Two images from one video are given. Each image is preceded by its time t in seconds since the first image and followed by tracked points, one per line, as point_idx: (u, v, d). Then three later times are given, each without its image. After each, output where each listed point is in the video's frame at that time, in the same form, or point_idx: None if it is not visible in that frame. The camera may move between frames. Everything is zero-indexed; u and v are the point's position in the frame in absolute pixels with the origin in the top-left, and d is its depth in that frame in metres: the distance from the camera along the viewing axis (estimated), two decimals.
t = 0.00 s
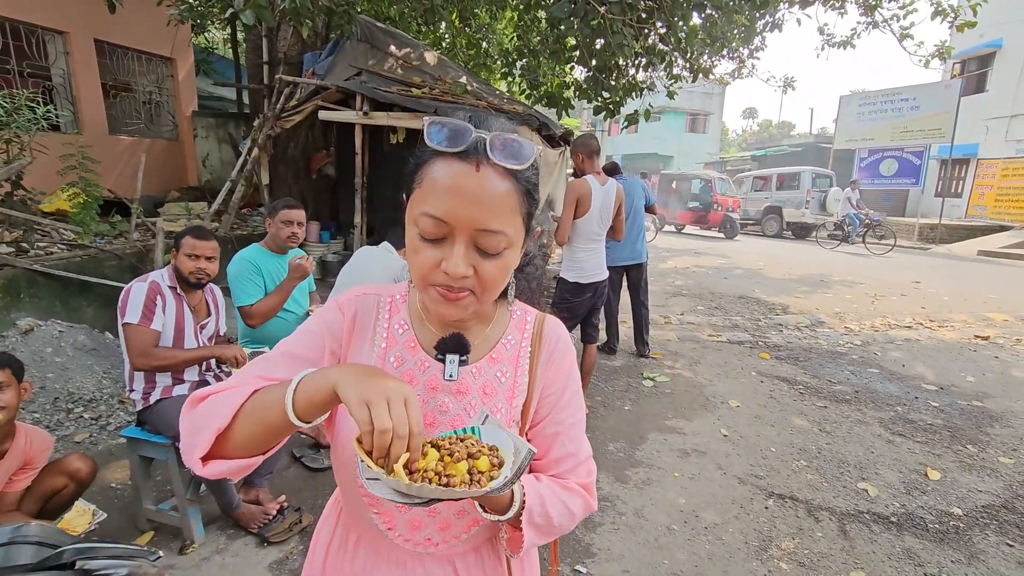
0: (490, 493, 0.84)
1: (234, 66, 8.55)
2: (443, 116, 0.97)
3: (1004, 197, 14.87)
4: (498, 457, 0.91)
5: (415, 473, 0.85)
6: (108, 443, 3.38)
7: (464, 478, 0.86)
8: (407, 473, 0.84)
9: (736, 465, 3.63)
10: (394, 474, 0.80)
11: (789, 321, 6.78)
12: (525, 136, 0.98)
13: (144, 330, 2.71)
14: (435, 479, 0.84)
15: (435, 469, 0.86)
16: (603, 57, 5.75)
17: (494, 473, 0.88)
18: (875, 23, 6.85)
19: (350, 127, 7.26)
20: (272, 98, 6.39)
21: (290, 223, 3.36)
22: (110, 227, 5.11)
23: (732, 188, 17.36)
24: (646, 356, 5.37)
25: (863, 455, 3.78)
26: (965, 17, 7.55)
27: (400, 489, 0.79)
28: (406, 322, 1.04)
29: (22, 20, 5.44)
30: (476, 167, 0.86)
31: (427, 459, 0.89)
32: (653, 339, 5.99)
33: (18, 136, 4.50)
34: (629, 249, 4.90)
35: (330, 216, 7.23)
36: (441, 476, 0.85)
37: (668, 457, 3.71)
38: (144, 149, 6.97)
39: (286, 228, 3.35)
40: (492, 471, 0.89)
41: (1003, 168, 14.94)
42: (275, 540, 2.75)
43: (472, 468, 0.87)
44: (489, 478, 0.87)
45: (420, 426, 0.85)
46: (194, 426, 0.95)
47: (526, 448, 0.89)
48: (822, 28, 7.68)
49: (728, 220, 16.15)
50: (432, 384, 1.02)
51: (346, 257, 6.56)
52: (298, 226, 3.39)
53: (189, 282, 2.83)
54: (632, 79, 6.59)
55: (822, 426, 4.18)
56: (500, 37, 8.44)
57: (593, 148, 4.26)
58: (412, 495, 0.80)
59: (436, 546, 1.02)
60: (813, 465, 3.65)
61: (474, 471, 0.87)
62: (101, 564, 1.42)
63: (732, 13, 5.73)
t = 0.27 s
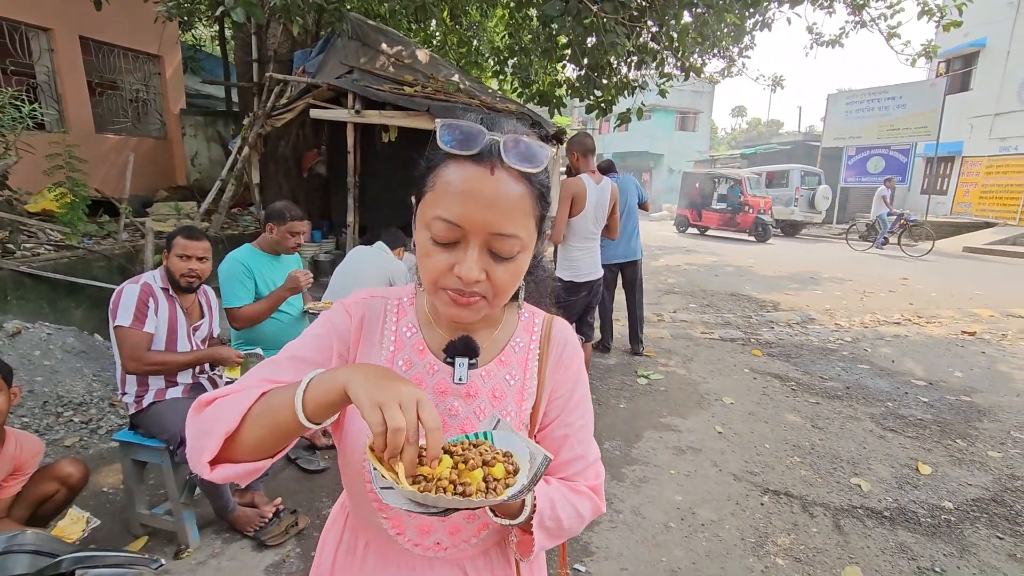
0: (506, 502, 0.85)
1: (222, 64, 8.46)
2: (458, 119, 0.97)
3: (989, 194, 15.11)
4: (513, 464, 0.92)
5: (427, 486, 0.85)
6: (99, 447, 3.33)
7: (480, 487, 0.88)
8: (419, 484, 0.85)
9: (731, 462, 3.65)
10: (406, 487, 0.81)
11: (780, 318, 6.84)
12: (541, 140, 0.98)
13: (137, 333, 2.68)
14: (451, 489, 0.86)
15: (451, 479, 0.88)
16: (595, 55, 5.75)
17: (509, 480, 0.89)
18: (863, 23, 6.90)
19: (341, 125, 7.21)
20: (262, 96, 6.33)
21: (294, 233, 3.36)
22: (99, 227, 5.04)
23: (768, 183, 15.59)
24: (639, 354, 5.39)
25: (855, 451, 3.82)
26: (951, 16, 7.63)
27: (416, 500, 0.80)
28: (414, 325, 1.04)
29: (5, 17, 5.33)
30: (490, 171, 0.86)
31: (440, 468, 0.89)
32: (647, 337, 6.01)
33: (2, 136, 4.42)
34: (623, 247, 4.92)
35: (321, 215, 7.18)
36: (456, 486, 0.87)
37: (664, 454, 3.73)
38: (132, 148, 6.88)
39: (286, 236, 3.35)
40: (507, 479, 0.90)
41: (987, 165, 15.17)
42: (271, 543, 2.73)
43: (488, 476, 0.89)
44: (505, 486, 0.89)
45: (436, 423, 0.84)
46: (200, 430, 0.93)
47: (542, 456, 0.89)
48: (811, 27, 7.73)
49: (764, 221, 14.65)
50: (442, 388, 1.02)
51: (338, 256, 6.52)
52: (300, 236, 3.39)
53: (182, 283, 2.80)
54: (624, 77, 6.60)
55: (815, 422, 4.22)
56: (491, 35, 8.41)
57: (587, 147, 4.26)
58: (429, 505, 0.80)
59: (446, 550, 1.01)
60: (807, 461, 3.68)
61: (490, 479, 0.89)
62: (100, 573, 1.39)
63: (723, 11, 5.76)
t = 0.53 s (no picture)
0: (527, 511, 0.87)
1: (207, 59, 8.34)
2: (471, 116, 0.97)
3: (970, 190, 15.38)
4: (532, 469, 0.93)
5: (449, 487, 0.86)
6: (87, 448, 3.28)
7: (502, 493, 0.89)
8: (442, 484, 0.85)
9: (723, 456, 3.69)
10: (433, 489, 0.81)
11: (769, 313, 6.91)
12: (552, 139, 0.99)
13: (126, 332, 2.63)
14: (473, 492, 0.87)
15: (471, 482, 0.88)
16: (585, 51, 5.75)
17: (530, 487, 0.90)
18: (849, 20, 6.96)
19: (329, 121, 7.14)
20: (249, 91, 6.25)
21: (287, 232, 3.33)
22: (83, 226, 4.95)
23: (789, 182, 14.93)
24: (631, 349, 5.42)
25: (844, 444, 3.88)
26: (934, 14, 7.73)
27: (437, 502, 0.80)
28: (421, 324, 1.04)
29: None
30: (505, 169, 0.87)
31: (458, 470, 0.90)
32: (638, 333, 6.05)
33: None
34: (615, 243, 4.95)
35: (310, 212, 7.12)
36: (481, 490, 0.88)
37: (657, 449, 3.75)
38: (115, 144, 6.76)
39: (279, 237, 3.32)
40: (527, 483, 0.91)
41: (968, 162, 15.43)
42: (266, 544, 2.71)
43: (509, 482, 0.90)
44: (525, 492, 0.90)
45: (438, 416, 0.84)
46: (203, 432, 0.92)
47: (562, 458, 0.91)
48: (797, 24, 7.78)
49: (795, 220, 13.64)
50: (450, 388, 1.02)
51: (327, 254, 6.47)
52: (293, 235, 3.36)
53: (172, 282, 2.77)
54: (614, 73, 6.60)
55: (804, 416, 4.27)
56: (480, 31, 8.37)
57: (580, 143, 4.27)
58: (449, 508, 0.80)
59: (455, 551, 1.02)
60: (797, 454, 3.73)
61: (511, 485, 0.90)
62: None
63: (713, 8, 5.78)
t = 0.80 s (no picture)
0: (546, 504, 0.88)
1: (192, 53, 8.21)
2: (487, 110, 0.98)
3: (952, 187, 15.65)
4: (551, 461, 0.95)
5: (468, 480, 0.86)
6: (75, 449, 3.23)
7: (523, 486, 0.89)
8: (461, 479, 0.86)
9: (715, 451, 3.73)
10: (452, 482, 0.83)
11: (758, 309, 6.98)
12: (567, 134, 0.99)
13: (115, 326, 2.57)
14: (495, 485, 0.87)
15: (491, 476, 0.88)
16: (576, 48, 5.75)
17: (550, 479, 0.91)
18: (835, 19, 7.02)
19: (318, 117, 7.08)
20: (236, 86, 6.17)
21: (282, 229, 3.30)
22: (67, 222, 4.85)
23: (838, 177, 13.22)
24: (623, 346, 5.44)
25: (833, 437, 3.93)
26: (918, 14, 7.83)
27: (455, 494, 0.82)
28: (430, 321, 1.06)
29: None
30: (521, 163, 0.87)
31: (477, 463, 0.90)
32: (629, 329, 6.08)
33: None
34: (607, 240, 4.96)
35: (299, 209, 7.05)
36: (502, 484, 0.88)
37: (650, 444, 3.78)
38: (98, 140, 6.63)
39: (273, 233, 3.29)
40: (547, 476, 0.92)
41: (950, 159, 15.68)
42: (260, 543, 2.69)
43: (528, 475, 0.90)
44: (546, 484, 0.90)
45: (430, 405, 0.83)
46: (209, 435, 0.92)
47: (580, 451, 0.95)
48: (785, 22, 7.84)
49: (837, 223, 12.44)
50: (461, 383, 1.04)
51: (317, 251, 6.42)
52: (286, 232, 3.34)
53: (174, 284, 2.73)
54: (605, 70, 6.61)
55: (794, 410, 4.33)
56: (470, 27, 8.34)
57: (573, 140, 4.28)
58: (473, 501, 0.83)
59: (466, 546, 1.05)
60: (787, 448, 3.78)
61: (530, 478, 0.90)
62: None
63: (703, 6, 5.80)
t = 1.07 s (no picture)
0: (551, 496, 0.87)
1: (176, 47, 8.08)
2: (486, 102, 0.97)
3: (935, 185, 15.90)
4: (553, 455, 0.94)
5: (472, 477, 0.86)
6: (59, 449, 3.17)
7: (526, 479, 0.88)
8: (463, 475, 0.87)
9: (705, 446, 3.75)
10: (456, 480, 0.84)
11: (746, 305, 7.03)
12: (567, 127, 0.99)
13: (109, 316, 2.52)
14: (498, 480, 0.87)
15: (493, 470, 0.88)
16: (567, 44, 5.75)
17: (553, 472, 0.91)
18: (822, 17, 7.08)
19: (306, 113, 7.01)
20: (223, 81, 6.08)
21: (272, 225, 3.27)
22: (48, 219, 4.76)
23: (877, 174, 12.40)
24: (613, 342, 5.46)
25: (821, 431, 3.98)
26: (903, 13, 7.91)
27: (461, 490, 0.83)
28: (426, 316, 1.05)
29: None
30: (522, 156, 0.86)
31: (479, 459, 0.90)
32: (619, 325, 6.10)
33: None
34: (597, 236, 4.98)
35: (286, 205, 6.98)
36: (504, 479, 0.87)
37: (641, 440, 3.80)
38: (80, 134, 6.51)
39: (263, 229, 3.25)
40: (549, 470, 0.91)
41: (933, 157, 15.92)
42: (250, 543, 2.66)
43: (531, 468, 0.90)
44: (549, 478, 0.90)
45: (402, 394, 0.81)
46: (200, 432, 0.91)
47: (582, 444, 0.95)
48: (773, 20, 7.88)
49: (885, 224, 11.38)
50: (459, 379, 1.03)
51: (306, 247, 6.36)
52: (276, 228, 3.31)
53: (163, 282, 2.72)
54: (594, 66, 6.61)
55: (782, 405, 4.37)
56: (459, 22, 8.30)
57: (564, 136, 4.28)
58: (476, 496, 0.84)
59: (463, 544, 1.05)
60: (776, 442, 3.82)
61: (533, 472, 0.90)
62: None
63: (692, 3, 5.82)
